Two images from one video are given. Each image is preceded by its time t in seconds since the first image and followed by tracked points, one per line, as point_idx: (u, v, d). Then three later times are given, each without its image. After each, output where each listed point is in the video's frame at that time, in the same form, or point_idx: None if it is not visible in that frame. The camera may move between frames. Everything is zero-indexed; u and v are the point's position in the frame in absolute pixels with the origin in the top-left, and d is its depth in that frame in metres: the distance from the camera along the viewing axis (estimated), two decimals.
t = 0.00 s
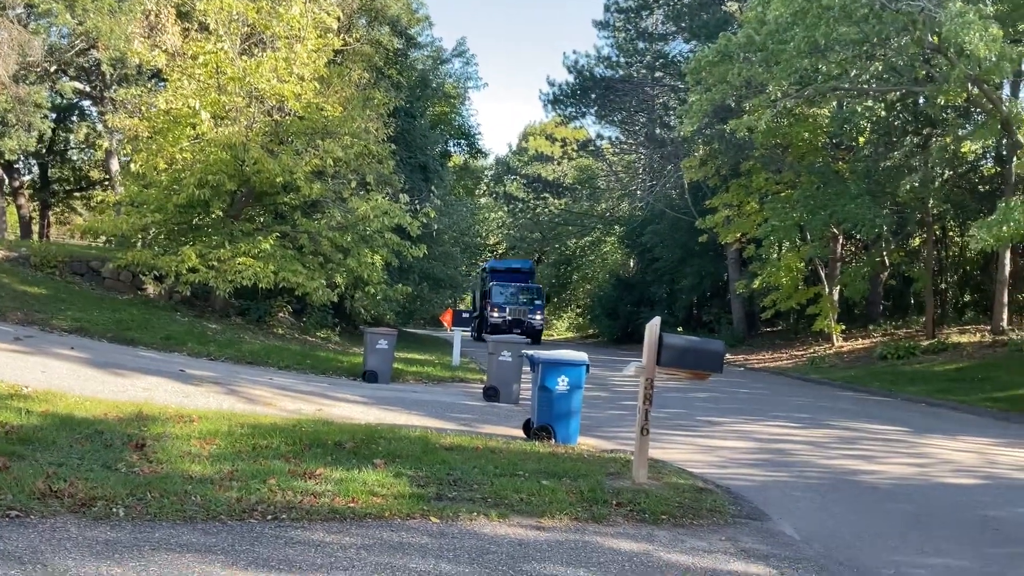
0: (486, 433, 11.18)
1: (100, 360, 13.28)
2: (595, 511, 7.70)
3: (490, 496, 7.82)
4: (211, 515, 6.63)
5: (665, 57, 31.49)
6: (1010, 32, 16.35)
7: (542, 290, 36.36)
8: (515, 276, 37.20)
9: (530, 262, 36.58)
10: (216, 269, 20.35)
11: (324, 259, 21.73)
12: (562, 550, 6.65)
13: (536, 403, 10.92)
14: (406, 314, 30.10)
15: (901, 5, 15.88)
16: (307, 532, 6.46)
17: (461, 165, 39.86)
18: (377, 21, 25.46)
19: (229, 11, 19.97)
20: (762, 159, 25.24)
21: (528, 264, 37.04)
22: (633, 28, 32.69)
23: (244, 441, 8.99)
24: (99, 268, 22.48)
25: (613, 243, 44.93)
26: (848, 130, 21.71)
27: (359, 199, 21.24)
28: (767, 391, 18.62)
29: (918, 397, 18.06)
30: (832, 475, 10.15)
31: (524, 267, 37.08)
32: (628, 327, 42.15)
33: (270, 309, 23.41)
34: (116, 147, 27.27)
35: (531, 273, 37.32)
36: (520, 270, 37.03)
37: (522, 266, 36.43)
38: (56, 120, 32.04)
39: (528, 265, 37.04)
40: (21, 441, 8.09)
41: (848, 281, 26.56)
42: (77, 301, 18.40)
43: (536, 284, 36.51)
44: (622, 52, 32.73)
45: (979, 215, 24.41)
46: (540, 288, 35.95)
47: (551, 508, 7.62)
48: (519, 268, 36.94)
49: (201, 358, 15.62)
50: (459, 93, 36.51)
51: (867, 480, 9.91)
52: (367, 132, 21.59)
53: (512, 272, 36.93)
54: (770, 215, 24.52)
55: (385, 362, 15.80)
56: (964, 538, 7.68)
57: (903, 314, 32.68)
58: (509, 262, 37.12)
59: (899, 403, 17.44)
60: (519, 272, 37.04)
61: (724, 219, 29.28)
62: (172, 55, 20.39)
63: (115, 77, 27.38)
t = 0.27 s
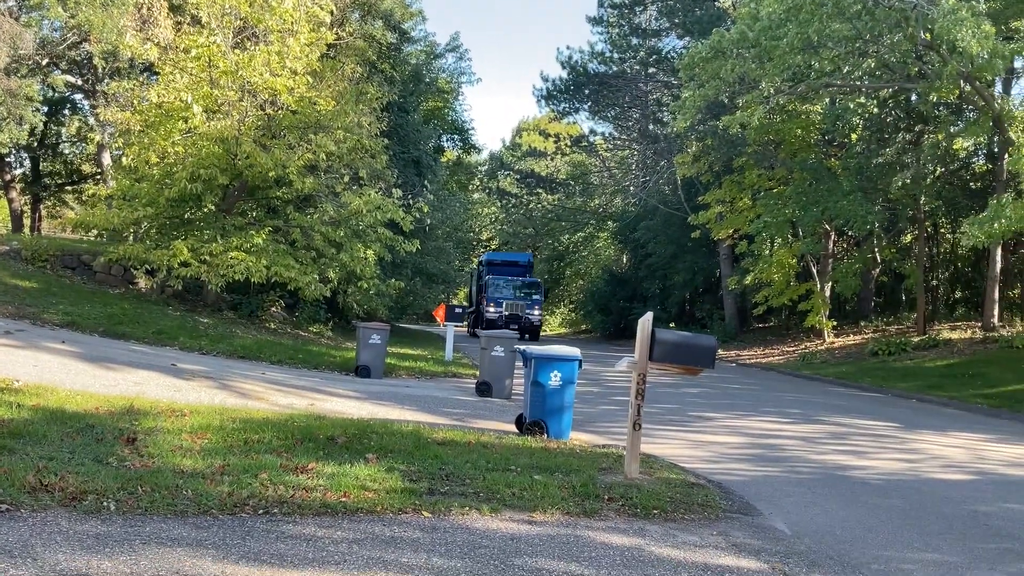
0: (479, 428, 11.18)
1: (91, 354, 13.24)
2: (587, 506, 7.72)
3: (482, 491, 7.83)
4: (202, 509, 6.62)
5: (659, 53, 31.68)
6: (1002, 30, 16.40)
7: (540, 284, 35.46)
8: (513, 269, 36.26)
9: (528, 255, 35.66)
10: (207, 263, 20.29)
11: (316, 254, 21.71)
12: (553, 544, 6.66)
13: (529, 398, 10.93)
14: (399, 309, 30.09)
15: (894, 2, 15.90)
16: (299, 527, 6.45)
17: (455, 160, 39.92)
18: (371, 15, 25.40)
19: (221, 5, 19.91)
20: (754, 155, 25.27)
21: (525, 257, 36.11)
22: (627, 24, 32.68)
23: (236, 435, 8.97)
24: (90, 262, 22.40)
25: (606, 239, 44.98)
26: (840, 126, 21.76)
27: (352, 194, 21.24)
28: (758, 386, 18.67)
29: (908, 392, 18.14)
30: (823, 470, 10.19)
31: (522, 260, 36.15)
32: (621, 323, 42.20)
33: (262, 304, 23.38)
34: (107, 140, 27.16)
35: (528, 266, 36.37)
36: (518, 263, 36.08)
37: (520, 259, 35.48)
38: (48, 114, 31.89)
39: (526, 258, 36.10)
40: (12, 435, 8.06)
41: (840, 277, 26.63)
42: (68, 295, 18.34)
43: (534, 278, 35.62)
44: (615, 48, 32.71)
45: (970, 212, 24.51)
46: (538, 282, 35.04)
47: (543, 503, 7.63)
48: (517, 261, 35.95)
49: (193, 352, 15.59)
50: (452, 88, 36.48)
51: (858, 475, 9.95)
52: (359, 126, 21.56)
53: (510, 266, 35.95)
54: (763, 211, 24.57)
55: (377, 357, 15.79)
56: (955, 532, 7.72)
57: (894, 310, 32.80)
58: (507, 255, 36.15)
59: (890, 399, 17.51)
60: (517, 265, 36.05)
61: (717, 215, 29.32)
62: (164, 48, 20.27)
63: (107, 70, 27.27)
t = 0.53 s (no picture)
0: (470, 424, 11.17)
1: (82, 349, 13.20)
2: (578, 502, 7.72)
3: (474, 487, 7.82)
4: (192, 504, 6.60)
5: (653, 50, 31.26)
6: (995, 29, 16.44)
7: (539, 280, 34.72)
8: (511, 265, 35.47)
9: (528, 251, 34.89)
10: (199, 258, 20.26)
11: (309, 250, 21.68)
12: (544, 540, 6.66)
13: (521, 394, 10.92)
14: (392, 305, 30.05)
15: None
16: (289, 522, 6.45)
17: (448, 157, 39.87)
18: (364, 11, 25.33)
19: None
20: (747, 154, 25.32)
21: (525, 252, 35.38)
22: (621, 21, 32.59)
23: (227, 431, 8.95)
24: (81, 257, 22.35)
25: (599, 236, 45.01)
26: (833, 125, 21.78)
27: (344, 190, 21.23)
28: (749, 384, 18.72)
29: (899, 391, 18.19)
30: (814, 467, 10.21)
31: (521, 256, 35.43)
32: (613, 321, 42.25)
33: (254, 299, 23.35)
34: (99, 135, 27.07)
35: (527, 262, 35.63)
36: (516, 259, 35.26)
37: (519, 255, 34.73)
38: (39, 108, 31.76)
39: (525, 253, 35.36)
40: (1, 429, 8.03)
41: (832, 275, 26.70)
42: (59, 290, 18.27)
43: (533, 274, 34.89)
44: (609, 45, 32.78)
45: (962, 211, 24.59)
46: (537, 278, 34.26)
47: (534, 499, 7.63)
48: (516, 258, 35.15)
49: (184, 348, 15.54)
50: (446, 85, 36.41)
51: (848, 472, 9.97)
52: (353, 122, 21.51)
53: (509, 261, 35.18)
54: (755, 209, 24.64)
55: (369, 353, 15.77)
56: (944, 530, 7.74)
57: (886, 308, 32.90)
58: (505, 251, 35.35)
59: (882, 396, 17.55)
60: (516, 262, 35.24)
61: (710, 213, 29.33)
62: (156, 42, 20.18)
63: (99, 65, 27.17)
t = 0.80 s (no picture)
0: (461, 423, 11.18)
1: (72, 346, 13.15)
2: (568, 501, 7.73)
3: (465, 486, 7.83)
4: (182, 502, 6.59)
5: (645, 51, 31.84)
6: (986, 32, 16.47)
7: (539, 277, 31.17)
8: (507, 260, 32.72)
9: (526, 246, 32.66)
10: (190, 255, 20.34)
11: (300, 248, 21.66)
12: (535, 539, 6.66)
13: (512, 393, 10.94)
14: (383, 304, 30.01)
15: (879, 2, 16.01)
16: (279, 520, 6.44)
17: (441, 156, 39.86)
18: (357, 8, 25.28)
19: None
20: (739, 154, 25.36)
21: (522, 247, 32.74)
22: (614, 21, 32.86)
23: (217, 429, 8.93)
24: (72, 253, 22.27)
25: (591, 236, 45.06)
26: (825, 127, 21.84)
27: (336, 188, 21.30)
28: (740, 384, 18.77)
29: (889, 391, 18.26)
30: (803, 467, 10.25)
31: (517, 252, 32.77)
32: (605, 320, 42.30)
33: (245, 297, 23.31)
34: (90, 131, 26.98)
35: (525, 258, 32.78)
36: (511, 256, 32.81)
37: (515, 250, 32.56)
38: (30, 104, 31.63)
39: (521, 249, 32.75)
40: None
41: (823, 276, 26.78)
42: (48, 286, 18.20)
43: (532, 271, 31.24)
44: (602, 45, 32.83)
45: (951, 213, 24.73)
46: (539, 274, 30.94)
47: (525, 498, 7.64)
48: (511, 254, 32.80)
49: (175, 345, 15.49)
50: (439, 83, 36.35)
51: (837, 472, 10.00)
52: (345, 120, 21.51)
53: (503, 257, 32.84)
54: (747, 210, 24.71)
55: (361, 351, 15.76)
56: (933, 529, 7.77)
57: (876, 309, 33.06)
58: (498, 247, 32.90)
59: (871, 397, 17.61)
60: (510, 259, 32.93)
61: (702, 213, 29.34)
62: (148, 39, 20.17)
63: (91, 61, 27.08)
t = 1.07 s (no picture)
0: (453, 427, 11.14)
1: (62, 347, 13.08)
2: (560, 506, 7.70)
3: (455, 490, 7.79)
4: (171, 505, 6.54)
5: (640, 54, 31.72)
6: (981, 39, 16.46)
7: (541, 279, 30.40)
8: (507, 261, 31.71)
9: (528, 246, 31.65)
10: (183, 256, 20.23)
11: (293, 250, 21.60)
12: (525, 545, 6.64)
13: (504, 397, 10.91)
14: (376, 306, 29.95)
15: (874, 9, 16.04)
16: (267, 524, 6.39)
17: (436, 158, 39.83)
18: (352, 9, 25.19)
19: None
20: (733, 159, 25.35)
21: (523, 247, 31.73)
22: (609, 24, 32.57)
23: (207, 431, 8.88)
24: (63, 253, 22.18)
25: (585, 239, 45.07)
26: (818, 132, 21.84)
27: (330, 189, 21.26)
28: (733, 389, 18.76)
29: (882, 397, 18.26)
30: (795, 473, 10.23)
31: (518, 252, 31.72)
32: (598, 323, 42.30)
33: (237, 298, 23.24)
34: (84, 130, 26.92)
35: (526, 259, 31.80)
36: (512, 257, 31.87)
37: (516, 250, 31.60)
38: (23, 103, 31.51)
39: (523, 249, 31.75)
40: None
41: (816, 281, 26.80)
42: (39, 286, 18.12)
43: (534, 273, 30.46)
44: (597, 48, 32.82)
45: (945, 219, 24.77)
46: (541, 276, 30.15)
47: (516, 503, 7.61)
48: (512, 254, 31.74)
49: (166, 346, 15.42)
50: (434, 85, 36.32)
51: (829, 479, 9.98)
52: (339, 122, 21.41)
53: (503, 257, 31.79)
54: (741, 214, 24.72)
55: (353, 354, 15.71)
56: (923, 537, 7.76)
57: (869, 315, 33.13)
58: (499, 246, 31.91)
59: (864, 402, 17.60)
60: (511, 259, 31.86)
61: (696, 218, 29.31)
62: (142, 39, 20.13)
63: (84, 60, 27.00)
